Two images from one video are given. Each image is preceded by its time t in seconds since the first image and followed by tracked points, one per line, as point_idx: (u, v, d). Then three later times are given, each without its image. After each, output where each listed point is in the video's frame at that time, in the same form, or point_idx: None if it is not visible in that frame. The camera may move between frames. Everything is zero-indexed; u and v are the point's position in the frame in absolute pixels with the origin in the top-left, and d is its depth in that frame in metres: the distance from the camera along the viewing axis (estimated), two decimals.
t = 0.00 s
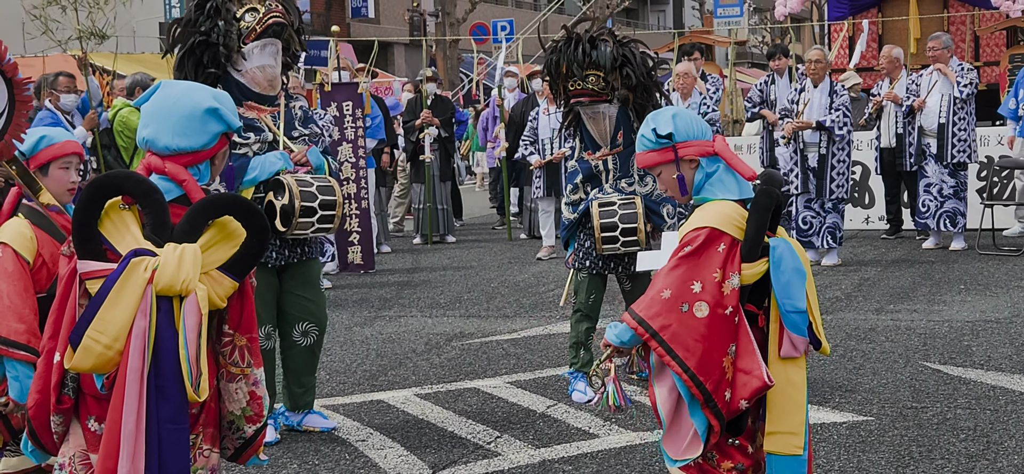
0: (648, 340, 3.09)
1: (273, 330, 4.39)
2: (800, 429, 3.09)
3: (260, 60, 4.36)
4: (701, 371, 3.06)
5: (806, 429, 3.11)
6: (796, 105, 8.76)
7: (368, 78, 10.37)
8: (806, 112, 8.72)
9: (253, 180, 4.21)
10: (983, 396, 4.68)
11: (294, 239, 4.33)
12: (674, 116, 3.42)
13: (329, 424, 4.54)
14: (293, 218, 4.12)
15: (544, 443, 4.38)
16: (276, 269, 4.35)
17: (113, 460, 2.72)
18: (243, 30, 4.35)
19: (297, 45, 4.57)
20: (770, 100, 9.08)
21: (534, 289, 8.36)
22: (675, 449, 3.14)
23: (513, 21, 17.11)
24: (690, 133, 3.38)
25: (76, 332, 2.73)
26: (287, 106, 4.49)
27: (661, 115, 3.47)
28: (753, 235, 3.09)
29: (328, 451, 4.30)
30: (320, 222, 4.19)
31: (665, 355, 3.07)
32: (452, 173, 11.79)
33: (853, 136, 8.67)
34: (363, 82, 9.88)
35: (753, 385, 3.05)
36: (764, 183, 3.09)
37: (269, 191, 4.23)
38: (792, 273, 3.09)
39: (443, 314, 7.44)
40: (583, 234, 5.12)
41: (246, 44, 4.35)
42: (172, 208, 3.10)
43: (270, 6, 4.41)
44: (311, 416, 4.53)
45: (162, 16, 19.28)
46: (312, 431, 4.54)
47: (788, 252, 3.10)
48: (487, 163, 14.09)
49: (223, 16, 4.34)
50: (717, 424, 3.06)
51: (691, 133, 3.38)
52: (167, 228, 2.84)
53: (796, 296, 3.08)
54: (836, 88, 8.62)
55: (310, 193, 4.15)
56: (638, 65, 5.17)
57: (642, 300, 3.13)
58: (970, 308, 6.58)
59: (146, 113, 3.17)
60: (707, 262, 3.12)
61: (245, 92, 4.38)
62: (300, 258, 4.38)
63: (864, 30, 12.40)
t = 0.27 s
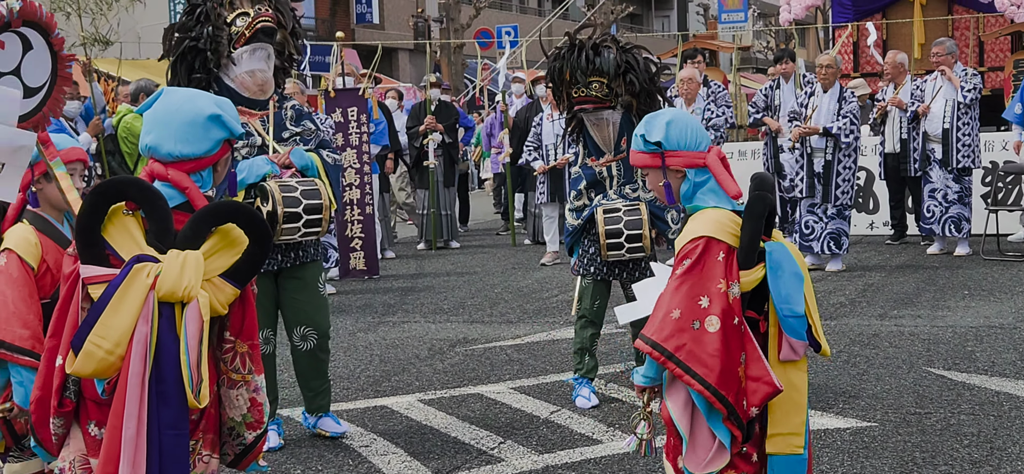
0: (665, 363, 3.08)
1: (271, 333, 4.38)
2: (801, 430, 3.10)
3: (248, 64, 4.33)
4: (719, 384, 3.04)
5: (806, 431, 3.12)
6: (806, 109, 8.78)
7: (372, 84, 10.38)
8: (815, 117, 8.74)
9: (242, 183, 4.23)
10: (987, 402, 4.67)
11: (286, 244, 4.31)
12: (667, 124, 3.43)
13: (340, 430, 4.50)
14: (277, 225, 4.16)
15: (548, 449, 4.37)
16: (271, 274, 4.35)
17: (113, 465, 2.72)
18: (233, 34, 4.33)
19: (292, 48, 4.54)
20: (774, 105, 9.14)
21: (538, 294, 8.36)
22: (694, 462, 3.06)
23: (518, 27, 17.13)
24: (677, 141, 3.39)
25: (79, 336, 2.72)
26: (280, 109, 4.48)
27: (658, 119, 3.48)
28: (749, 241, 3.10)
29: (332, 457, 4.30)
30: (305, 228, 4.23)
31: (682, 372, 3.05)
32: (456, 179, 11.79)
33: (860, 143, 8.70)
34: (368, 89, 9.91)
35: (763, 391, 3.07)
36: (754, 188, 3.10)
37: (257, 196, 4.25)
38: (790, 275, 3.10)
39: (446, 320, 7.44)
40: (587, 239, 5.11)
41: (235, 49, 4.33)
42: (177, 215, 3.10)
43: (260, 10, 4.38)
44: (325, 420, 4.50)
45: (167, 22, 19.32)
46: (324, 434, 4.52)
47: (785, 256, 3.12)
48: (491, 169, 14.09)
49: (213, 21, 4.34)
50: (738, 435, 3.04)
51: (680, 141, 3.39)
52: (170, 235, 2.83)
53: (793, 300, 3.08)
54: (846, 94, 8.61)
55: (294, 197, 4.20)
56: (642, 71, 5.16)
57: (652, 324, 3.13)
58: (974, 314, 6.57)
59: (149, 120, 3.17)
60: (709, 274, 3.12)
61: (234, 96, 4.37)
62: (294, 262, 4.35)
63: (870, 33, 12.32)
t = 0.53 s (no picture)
0: (698, 367, 3.33)
1: (287, 340, 4.41)
2: (806, 436, 3.30)
3: (265, 72, 4.35)
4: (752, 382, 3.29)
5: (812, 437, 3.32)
6: (815, 115, 8.74)
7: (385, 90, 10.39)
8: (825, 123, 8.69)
9: (255, 190, 4.24)
10: (1002, 409, 4.64)
11: (299, 251, 4.31)
12: (689, 127, 3.74)
13: (360, 441, 4.48)
14: (288, 231, 4.17)
15: (560, 455, 4.37)
16: (288, 280, 4.36)
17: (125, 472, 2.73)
18: (250, 41, 4.34)
19: (310, 55, 4.54)
20: (787, 113, 9.10)
21: (550, 300, 8.35)
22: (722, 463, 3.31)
23: (530, 33, 17.12)
24: (694, 149, 3.72)
25: (87, 343, 2.74)
26: (298, 114, 4.47)
27: (687, 117, 3.78)
28: (752, 240, 3.37)
29: (344, 463, 4.30)
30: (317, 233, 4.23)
31: (719, 375, 3.29)
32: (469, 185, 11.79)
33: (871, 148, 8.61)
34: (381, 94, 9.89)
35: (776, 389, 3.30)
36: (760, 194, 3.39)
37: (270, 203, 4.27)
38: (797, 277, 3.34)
39: (459, 326, 7.44)
40: (600, 246, 5.10)
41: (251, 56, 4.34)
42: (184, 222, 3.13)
43: (276, 17, 4.38)
44: (347, 431, 4.48)
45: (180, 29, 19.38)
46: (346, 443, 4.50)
47: (790, 257, 3.36)
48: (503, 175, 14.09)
49: (231, 29, 4.36)
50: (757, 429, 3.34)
51: (694, 148, 3.73)
52: (180, 242, 2.85)
53: (799, 300, 3.31)
54: (856, 99, 8.56)
55: (304, 204, 4.18)
56: (656, 77, 5.17)
57: (678, 332, 3.40)
58: (988, 320, 6.53)
59: (158, 127, 3.19)
60: (723, 276, 3.39)
61: (252, 104, 4.40)
62: (310, 269, 4.35)
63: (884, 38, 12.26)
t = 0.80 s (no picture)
0: (703, 364, 3.53)
1: (315, 345, 4.37)
2: (817, 438, 3.43)
3: (302, 75, 4.37)
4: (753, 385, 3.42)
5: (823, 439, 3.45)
6: (829, 121, 8.67)
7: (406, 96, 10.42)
8: (839, 128, 8.63)
9: (292, 195, 4.28)
10: None
11: (334, 255, 4.33)
12: (717, 126, 3.84)
13: (381, 447, 4.47)
14: (325, 234, 4.22)
15: (580, 461, 4.35)
16: (322, 284, 4.36)
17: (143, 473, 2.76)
18: (288, 46, 4.38)
19: (348, 62, 4.59)
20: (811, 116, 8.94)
21: (571, 306, 8.33)
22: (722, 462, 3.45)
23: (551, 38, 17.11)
24: (721, 148, 3.82)
25: (104, 346, 2.76)
26: (335, 120, 4.51)
27: (718, 116, 3.86)
28: (768, 242, 3.50)
29: (363, 468, 4.30)
30: (354, 236, 4.27)
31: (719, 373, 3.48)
32: (490, 190, 11.79)
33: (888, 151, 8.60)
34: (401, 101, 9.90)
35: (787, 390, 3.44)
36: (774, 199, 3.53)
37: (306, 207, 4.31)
38: (810, 281, 3.46)
39: (479, 332, 7.43)
40: (622, 251, 5.08)
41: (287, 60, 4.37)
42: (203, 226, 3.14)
43: (314, 21, 4.43)
44: (368, 436, 4.48)
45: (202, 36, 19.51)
46: (365, 449, 4.49)
47: (805, 261, 3.48)
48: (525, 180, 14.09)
49: (270, 33, 4.40)
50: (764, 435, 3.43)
51: (720, 147, 3.83)
52: (197, 246, 2.88)
53: (810, 305, 3.44)
54: (868, 103, 8.50)
55: (342, 207, 4.25)
56: (679, 81, 5.16)
57: (687, 328, 3.58)
58: (1013, 325, 6.46)
59: (178, 133, 3.21)
60: (737, 276, 3.55)
61: (289, 107, 4.42)
62: (344, 273, 4.37)
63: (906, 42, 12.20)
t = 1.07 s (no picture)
0: (732, 376, 3.60)
1: (357, 351, 4.42)
2: (846, 451, 3.52)
3: (351, 83, 4.45)
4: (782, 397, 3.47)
5: (852, 451, 3.54)
6: (861, 127, 8.67)
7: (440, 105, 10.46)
8: (871, 135, 8.59)
9: (339, 200, 4.33)
10: None
11: (381, 260, 4.36)
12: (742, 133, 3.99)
13: (414, 455, 4.46)
14: (375, 237, 4.23)
15: (613, 469, 4.34)
16: (367, 290, 4.40)
17: None
18: (338, 54, 4.48)
19: (397, 71, 4.70)
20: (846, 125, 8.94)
21: (604, 314, 8.31)
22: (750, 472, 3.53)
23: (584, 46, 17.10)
24: (746, 157, 3.97)
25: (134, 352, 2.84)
26: (384, 128, 4.57)
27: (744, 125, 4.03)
28: (797, 254, 3.56)
29: None
30: (401, 241, 4.29)
31: (748, 385, 3.55)
32: (523, 198, 11.81)
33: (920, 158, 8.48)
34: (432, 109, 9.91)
35: (813, 404, 3.48)
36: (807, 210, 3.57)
37: (354, 211, 4.35)
38: (839, 294, 3.50)
39: (512, 339, 7.44)
40: (657, 259, 5.09)
41: (338, 68, 4.46)
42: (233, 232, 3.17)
43: (364, 30, 4.52)
44: (402, 443, 4.47)
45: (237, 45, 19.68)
46: (399, 457, 4.49)
47: (836, 274, 3.52)
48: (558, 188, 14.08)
49: (321, 42, 4.52)
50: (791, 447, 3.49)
51: (746, 156, 3.98)
52: (227, 252, 2.93)
53: (838, 319, 3.50)
54: (901, 109, 8.44)
55: (390, 210, 4.27)
56: (714, 89, 5.16)
57: (716, 341, 3.66)
58: None
59: (211, 140, 3.25)
60: (766, 287, 3.62)
61: (338, 115, 4.51)
62: (390, 279, 4.39)
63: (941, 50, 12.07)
